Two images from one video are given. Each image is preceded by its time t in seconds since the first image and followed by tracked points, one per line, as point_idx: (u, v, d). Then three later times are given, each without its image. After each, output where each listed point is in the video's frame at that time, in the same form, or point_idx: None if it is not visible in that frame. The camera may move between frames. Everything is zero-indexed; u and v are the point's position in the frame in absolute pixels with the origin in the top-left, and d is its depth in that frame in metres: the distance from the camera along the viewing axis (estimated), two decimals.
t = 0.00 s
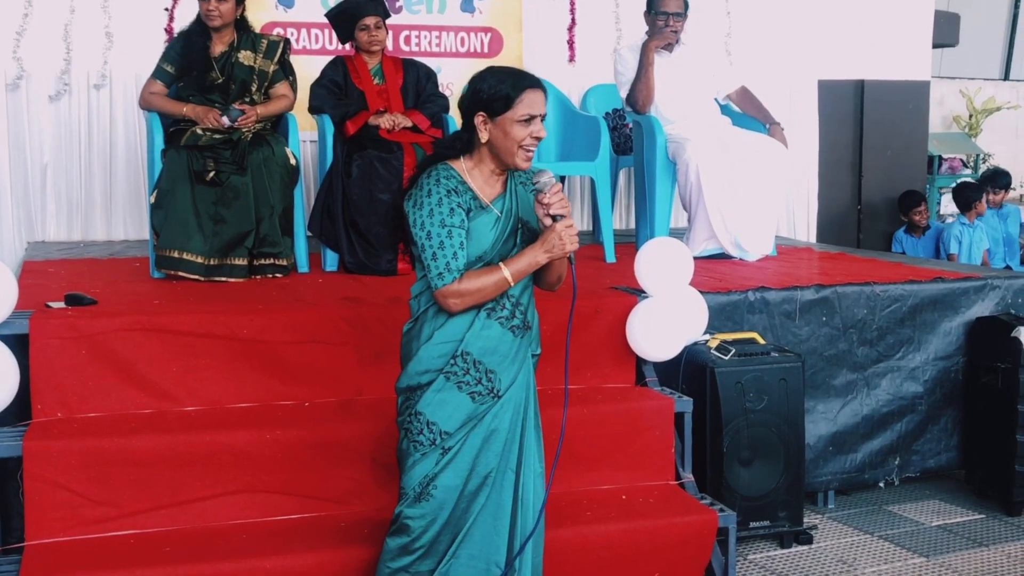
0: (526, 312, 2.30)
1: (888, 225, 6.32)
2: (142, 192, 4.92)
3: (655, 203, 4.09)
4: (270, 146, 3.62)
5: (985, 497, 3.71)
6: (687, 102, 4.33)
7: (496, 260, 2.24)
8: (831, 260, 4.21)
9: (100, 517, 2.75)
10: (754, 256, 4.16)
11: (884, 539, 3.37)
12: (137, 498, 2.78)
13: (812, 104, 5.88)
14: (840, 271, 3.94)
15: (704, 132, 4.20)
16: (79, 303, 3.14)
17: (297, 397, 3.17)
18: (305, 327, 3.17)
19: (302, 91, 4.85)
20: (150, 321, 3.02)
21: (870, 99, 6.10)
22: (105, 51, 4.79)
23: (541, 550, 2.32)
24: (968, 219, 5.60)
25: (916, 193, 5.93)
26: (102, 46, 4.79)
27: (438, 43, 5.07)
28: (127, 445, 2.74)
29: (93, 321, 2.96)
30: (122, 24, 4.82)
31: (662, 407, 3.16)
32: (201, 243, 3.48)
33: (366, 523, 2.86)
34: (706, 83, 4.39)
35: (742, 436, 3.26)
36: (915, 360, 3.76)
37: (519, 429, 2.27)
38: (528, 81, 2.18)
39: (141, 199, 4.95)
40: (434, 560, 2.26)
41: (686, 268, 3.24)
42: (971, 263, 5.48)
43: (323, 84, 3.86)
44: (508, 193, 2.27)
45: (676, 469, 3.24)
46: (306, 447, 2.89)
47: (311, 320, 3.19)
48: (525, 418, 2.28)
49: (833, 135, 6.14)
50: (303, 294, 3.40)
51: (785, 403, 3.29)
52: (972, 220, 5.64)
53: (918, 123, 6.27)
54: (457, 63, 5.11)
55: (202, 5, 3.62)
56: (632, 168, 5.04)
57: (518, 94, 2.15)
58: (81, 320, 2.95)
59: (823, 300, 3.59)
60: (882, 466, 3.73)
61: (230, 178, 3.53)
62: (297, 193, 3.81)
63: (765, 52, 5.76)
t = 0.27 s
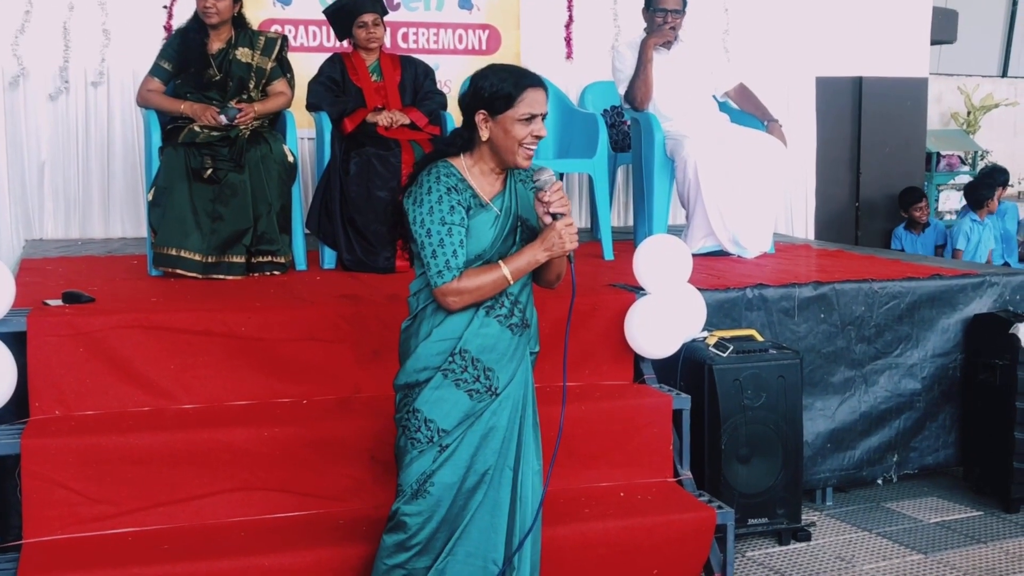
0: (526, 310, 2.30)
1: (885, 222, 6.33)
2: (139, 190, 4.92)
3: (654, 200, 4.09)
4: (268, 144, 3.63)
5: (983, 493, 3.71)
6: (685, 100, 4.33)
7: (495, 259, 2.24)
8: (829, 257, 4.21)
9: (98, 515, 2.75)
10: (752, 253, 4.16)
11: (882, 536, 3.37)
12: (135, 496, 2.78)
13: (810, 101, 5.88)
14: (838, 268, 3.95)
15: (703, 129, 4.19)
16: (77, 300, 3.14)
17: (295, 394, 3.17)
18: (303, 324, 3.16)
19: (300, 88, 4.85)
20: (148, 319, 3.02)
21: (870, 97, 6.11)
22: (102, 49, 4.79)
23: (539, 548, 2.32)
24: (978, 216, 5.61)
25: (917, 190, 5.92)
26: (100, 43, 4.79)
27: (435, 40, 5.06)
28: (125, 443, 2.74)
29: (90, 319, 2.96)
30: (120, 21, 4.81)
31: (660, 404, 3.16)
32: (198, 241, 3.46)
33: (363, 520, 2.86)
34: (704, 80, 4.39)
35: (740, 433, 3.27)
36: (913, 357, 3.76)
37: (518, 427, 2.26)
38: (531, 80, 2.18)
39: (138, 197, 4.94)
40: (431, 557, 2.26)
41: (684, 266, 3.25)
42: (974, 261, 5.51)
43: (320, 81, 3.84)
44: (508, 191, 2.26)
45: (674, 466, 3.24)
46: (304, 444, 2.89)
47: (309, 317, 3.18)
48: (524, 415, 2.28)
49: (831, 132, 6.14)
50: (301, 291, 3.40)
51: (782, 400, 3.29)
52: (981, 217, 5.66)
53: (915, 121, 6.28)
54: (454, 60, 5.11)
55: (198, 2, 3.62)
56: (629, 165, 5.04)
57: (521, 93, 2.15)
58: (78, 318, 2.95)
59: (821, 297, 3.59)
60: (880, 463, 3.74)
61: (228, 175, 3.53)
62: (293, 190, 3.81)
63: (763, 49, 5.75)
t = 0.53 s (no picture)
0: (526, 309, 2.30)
1: (883, 221, 6.33)
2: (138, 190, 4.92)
3: (652, 199, 4.10)
4: (266, 143, 3.62)
5: (981, 492, 3.71)
6: (684, 99, 4.33)
7: (495, 258, 2.24)
8: (828, 256, 4.21)
9: (97, 514, 2.75)
10: (751, 252, 4.17)
11: (881, 535, 3.37)
12: (134, 495, 2.78)
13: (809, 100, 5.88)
14: (836, 267, 3.95)
15: (701, 128, 4.20)
16: (75, 300, 3.14)
17: (294, 394, 3.17)
18: (301, 324, 3.17)
19: (299, 88, 4.85)
20: (147, 318, 3.02)
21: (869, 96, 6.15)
22: (101, 49, 4.79)
23: (540, 547, 2.32)
24: (983, 215, 5.65)
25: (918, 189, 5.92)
26: (99, 44, 4.79)
27: (434, 40, 5.07)
28: (124, 443, 2.74)
29: (89, 319, 2.96)
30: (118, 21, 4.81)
31: (659, 403, 3.16)
32: (197, 241, 3.47)
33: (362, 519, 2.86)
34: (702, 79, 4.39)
35: (739, 432, 3.27)
36: (912, 355, 3.76)
37: (518, 426, 2.27)
38: (529, 79, 2.18)
39: (137, 197, 4.94)
40: (431, 556, 2.26)
41: (683, 265, 3.25)
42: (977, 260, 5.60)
43: (318, 81, 3.83)
44: (507, 190, 2.27)
45: (673, 465, 3.24)
46: (302, 443, 2.89)
47: (308, 316, 3.18)
48: (525, 415, 2.28)
49: (830, 132, 6.15)
50: (300, 291, 3.40)
51: (781, 399, 3.29)
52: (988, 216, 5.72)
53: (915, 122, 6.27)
54: (453, 59, 5.11)
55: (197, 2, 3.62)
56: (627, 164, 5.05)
57: (519, 93, 2.15)
58: (77, 318, 2.95)
59: (819, 296, 3.59)
60: (879, 462, 3.74)
61: (226, 175, 3.52)
62: (292, 190, 3.81)
63: (762, 48, 5.75)
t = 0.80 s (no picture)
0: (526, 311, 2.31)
1: (882, 223, 6.34)
2: (136, 193, 4.92)
3: (650, 201, 4.11)
4: (265, 146, 3.63)
5: (980, 493, 3.72)
6: (685, 100, 4.32)
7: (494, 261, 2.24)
8: (826, 258, 4.22)
9: (96, 517, 2.75)
10: (749, 254, 4.18)
11: (879, 537, 3.38)
12: (133, 498, 2.78)
13: (807, 102, 5.89)
14: (835, 269, 3.95)
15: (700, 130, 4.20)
16: (74, 303, 3.14)
17: (293, 396, 3.17)
18: (301, 326, 3.16)
19: (297, 90, 4.85)
20: (146, 321, 3.02)
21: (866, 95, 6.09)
22: (100, 51, 4.79)
23: (540, 550, 2.32)
24: (994, 219, 5.80)
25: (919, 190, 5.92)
26: (98, 46, 4.79)
27: (432, 42, 5.07)
28: (123, 446, 2.74)
29: (88, 321, 2.96)
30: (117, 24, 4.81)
31: (658, 405, 3.16)
32: (196, 243, 3.48)
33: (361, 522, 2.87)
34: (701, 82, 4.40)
35: (737, 434, 3.26)
36: (910, 357, 3.77)
37: (518, 429, 2.27)
38: (528, 82, 2.18)
39: (136, 200, 4.94)
40: (431, 558, 2.26)
41: (682, 266, 3.24)
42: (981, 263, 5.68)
43: (317, 83, 3.85)
44: (506, 193, 2.27)
45: (672, 467, 3.24)
46: (301, 445, 2.89)
47: (307, 319, 3.18)
48: (524, 417, 2.28)
49: (828, 134, 6.16)
50: (299, 293, 3.40)
51: (779, 401, 3.29)
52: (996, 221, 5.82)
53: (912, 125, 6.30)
54: (452, 62, 5.11)
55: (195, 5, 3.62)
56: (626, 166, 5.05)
57: (517, 95, 2.15)
58: (76, 321, 2.95)
59: (818, 298, 3.59)
60: (877, 463, 3.75)
61: (225, 178, 3.53)
62: (291, 192, 3.80)
63: (760, 50, 5.76)
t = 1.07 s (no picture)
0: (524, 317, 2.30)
1: (879, 227, 6.34)
2: (134, 197, 4.91)
3: (648, 206, 4.11)
4: (262, 152, 3.61)
5: (977, 499, 3.72)
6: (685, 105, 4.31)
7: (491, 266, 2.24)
8: (824, 264, 4.22)
9: (92, 524, 2.74)
10: (747, 260, 4.16)
11: (876, 543, 3.37)
12: (129, 505, 2.77)
13: (805, 106, 5.89)
14: (833, 274, 3.95)
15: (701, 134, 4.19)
16: (71, 309, 3.14)
17: (290, 403, 3.16)
18: (297, 333, 3.16)
19: (295, 95, 4.85)
20: (143, 327, 3.01)
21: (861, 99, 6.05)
22: (98, 56, 4.79)
23: (537, 556, 2.32)
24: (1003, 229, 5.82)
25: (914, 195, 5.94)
26: (96, 51, 4.79)
27: (430, 47, 5.08)
28: (119, 453, 2.73)
29: (85, 328, 2.95)
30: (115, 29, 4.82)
31: (655, 411, 3.16)
32: (193, 249, 3.49)
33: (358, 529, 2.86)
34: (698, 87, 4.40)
35: (735, 440, 3.26)
36: (908, 363, 3.77)
37: (515, 435, 2.27)
38: (522, 88, 2.18)
39: (133, 205, 4.94)
40: (429, 565, 2.26)
41: (680, 271, 3.22)
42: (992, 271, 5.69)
43: (314, 89, 3.86)
44: (503, 198, 2.26)
45: (669, 473, 3.24)
46: (298, 452, 2.88)
47: (304, 325, 3.18)
48: (522, 423, 2.28)
49: (825, 138, 6.16)
50: (296, 299, 3.40)
51: (776, 407, 3.29)
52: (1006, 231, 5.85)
53: (905, 127, 6.26)
54: (449, 67, 5.12)
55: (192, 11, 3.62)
56: (623, 172, 5.06)
57: (512, 103, 2.15)
58: (73, 327, 2.94)
59: (815, 304, 3.59)
60: (875, 469, 3.75)
61: (222, 183, 3.53)
62: (289, 198, 3.80)
63: (758, 54, 5.76)
